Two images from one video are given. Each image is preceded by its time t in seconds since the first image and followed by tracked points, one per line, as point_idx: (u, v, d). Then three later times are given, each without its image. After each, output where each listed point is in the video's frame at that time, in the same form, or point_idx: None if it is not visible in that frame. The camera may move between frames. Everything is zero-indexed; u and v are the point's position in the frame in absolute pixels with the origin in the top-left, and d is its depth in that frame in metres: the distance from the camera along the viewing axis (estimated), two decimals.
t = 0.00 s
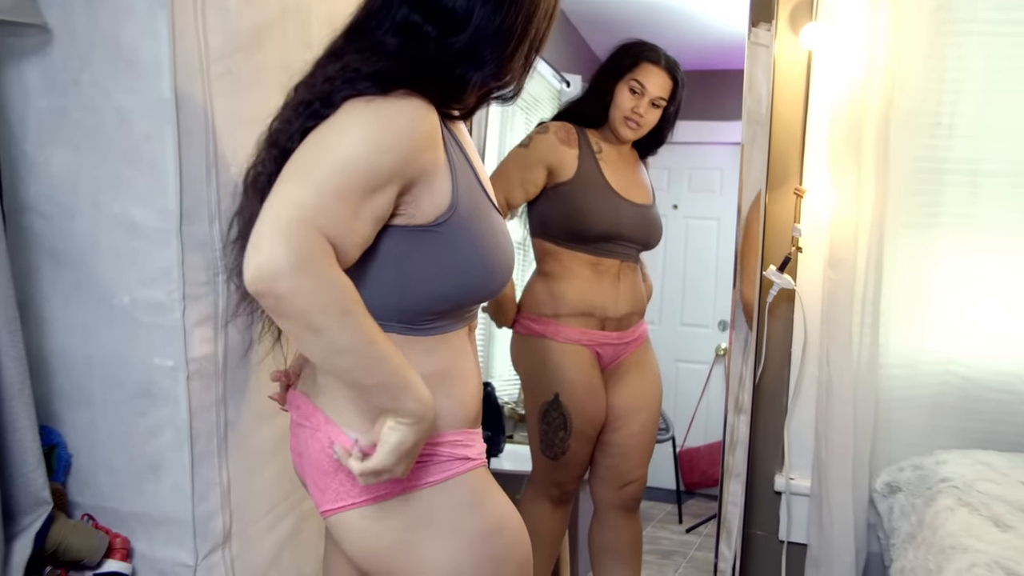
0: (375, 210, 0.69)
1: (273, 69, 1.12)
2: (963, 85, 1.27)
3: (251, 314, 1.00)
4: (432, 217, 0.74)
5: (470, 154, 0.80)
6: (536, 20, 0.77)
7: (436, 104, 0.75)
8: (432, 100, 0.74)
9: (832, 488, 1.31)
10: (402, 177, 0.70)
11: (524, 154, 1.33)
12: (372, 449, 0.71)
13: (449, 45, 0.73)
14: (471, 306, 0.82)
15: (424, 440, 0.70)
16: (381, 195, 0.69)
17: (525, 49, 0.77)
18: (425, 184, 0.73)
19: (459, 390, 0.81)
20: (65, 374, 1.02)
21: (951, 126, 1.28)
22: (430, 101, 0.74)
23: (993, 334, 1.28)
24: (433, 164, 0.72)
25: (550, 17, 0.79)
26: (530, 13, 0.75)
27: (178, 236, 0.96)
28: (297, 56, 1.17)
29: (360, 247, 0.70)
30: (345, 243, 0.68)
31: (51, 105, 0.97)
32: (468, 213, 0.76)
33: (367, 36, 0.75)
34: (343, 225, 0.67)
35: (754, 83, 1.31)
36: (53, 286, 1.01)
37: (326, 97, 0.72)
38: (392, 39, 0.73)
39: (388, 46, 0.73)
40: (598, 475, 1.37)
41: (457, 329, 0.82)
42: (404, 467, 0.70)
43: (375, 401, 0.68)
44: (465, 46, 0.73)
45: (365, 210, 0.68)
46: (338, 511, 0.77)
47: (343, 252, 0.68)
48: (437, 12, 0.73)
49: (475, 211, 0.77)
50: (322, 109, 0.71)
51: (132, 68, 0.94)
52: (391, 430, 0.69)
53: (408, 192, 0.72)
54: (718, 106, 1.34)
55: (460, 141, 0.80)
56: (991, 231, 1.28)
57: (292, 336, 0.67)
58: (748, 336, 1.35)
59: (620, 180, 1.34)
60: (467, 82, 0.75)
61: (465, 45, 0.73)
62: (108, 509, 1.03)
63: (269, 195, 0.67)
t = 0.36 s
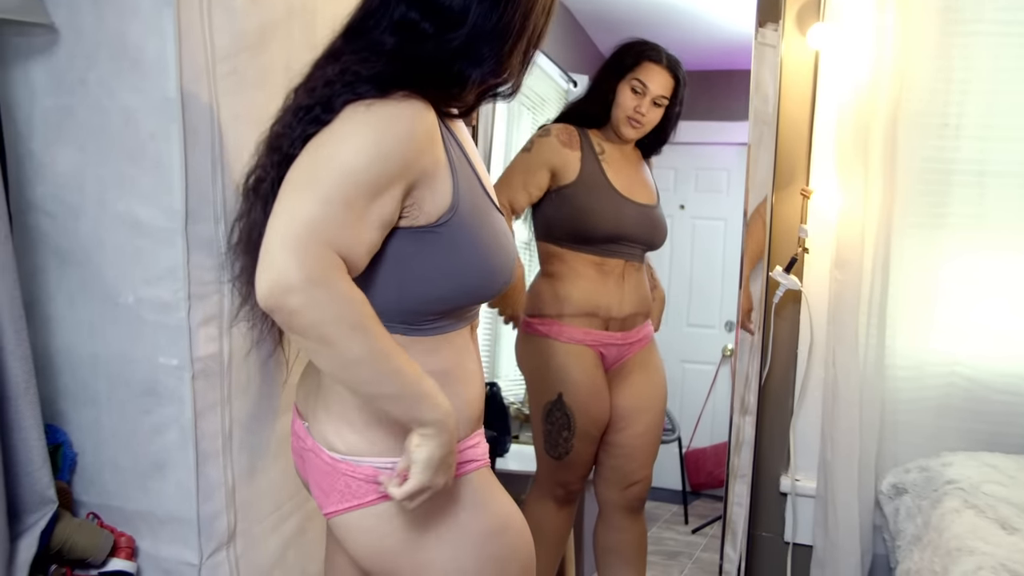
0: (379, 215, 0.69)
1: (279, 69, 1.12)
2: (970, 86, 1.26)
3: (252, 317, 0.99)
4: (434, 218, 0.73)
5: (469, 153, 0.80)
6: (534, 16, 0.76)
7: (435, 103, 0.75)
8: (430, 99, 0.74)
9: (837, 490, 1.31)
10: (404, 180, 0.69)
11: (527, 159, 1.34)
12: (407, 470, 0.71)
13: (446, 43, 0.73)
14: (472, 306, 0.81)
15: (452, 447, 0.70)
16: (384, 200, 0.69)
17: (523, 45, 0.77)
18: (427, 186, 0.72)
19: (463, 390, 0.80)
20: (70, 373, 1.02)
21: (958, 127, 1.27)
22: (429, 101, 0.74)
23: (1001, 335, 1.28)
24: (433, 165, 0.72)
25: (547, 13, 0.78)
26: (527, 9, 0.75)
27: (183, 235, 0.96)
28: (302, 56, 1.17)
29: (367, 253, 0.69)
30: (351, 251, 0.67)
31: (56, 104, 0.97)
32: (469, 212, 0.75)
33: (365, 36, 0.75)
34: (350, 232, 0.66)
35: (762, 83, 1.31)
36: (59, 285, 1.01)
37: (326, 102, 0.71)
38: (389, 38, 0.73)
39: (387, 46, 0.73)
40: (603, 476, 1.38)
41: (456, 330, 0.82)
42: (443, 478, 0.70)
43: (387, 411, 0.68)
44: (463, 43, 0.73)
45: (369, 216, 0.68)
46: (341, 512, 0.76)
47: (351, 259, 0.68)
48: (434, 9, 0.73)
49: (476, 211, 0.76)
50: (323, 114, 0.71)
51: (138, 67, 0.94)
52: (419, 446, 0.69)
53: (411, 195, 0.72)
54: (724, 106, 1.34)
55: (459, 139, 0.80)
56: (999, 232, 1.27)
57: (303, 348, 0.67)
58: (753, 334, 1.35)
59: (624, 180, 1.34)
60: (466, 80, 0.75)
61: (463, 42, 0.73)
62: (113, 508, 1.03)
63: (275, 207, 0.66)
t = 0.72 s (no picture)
0: (365, 209, 0.68)
1: (282, 66, 1.12)
2: (976, 84, 1.26)
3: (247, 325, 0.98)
4: (414, 203, 0.72)
5: (449, 138, 0.79)
6: None
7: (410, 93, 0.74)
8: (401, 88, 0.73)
9: (841, 488, 1.30)
10: (384, 170, 0.69)
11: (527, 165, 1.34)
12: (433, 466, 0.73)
13: (409, 31, 0.72)
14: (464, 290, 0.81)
15: (469, 433, 0.73)
16: (367, 192, 0.68)
17: (491, 28, 0.76)
18: (409, 175, 0.71)
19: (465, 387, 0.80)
20: (73, 369, 1.02)
21: (964, 124, 1.27)
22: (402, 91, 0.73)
23: (1006, 334, 1.27)
24: (413, 153, 0.71)
25: None
26: None
27: (185, 232, 0.96)
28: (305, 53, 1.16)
29: (360, 250, 0.69)
30: (342, 250, 0.67)
31: (59, 101, 0.97)
32: (451, 196, 0.74)
33: (332, 35, 0.75)
34: (337, 225, 0.66)
35: (766, 79, 1.31)
36: (61, 281, 1.01)
37: (298, 101, 0.71)
38: (356, 31, 0.73)
39: (352, 40, 0.73)
40: (604, 473, 1.37)
41: (450, 314, 0.82)
42: (467, 468, 0.73)
43: (401, 406, 0.69)
44: (427, 31, 0.72)
45: (356, 210, 0.67)
46: (337, 509, 0.76)
47: (347, 262, 0.69)
48: None
49: (458, 194, 0.75)
50: (296, 112, 0.71)
51: (140, 63, 0.94)
52: (437, 440, 0.71)
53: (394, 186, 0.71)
54: (727, 103, 1.33)
55: (438, 125, 0.78)
56: (1004, 230, 1.27)
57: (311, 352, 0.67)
58: (757, 328, 1.35)
59: (619, 175, 1.34)
60: (434, 69, 0.74)
61: (426, 28, 0.72)
62: (116, 504, 1.03)
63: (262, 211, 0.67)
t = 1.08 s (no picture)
0: (369, 209, 0.68)
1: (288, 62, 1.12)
2: (984, 78, 1.25)
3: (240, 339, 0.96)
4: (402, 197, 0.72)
5: (431, 129, 0.79)
6: None
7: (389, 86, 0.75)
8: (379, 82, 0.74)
9: (848, 485, 1.30)
10: (380, 168, 0.69)
11: (525, 169, 1.38)
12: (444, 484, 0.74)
13: (374, 22, 0.72)
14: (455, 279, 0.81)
15: (478, 450, 0.73)
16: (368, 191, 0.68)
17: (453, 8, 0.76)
18: (403, 171, 0.71)
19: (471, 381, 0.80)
20: (80, 365, 1.02)
21: (973, 120, 1.26)
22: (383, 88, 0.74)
23: (1016, 331, 1.26)
24: (405, 148, 0.71)
25: None
26: None
27: (191, 228, 0.96)
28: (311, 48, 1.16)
29: (368, 250, 0.69)
30: (354, 254, 0.67)
31: (66, 97, 0.97)
32: (442, 185, 0.75)
33: (299, 39, 0.74)
34: (346, 227, 0.66)
35: (775, 74, 1.30)
36: (69, 278, 1.01)
37: (283, 106, 0.70)
38: (320, 29, 0.73)
39: (321, 40, 0.72)
40: (606, 470, 1.37)
41: (439, 305, 0.81)
42: (478, 484, 0.73)
43: (411, 420, 0.69)
44: (390, 18, 0.72)
45: (360, 209, 0.67)
46: (339, 510, 0.76)
47: (360, 265, 0.69)
48: None
49: (448, 183, 0.75)
50: (283, 119, 0.70)
51: (146, 60, 0.94)
52: (448, 458, 0.72)
53: (391, 184, 0.71)
54: (735, 100, 1.31)
55: (420, 117, 0.78)
56: (1013, 227, 1.26)
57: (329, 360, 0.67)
58: (766, 324, 1.34)
59: (614, 168, 1.35)
60: (407, 57, 0.74)
61: (389, 16, 0.72)
62: (123, 499, 1.04)
63: (267, 222, 0.66)
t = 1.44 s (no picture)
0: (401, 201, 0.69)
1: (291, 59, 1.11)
2: (988, 76, 1.24)
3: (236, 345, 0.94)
4: (416, 192, 0.72)
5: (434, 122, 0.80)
6: None
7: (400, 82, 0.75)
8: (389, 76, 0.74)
9: (851, 484, 1.30)
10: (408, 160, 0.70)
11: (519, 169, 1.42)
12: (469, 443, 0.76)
13: (369, 19, 0.71)
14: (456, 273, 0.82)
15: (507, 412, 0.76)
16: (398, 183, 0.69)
17: (444, 2, 0.76)
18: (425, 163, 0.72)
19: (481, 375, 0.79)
20: (84, 362, 1.03)
21: (977, 117, 1.25)
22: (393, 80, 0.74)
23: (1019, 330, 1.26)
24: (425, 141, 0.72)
25: None
26: None
27: (194, 226, 0.96)
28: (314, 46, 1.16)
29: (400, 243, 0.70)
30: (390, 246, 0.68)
31: (70, 96, 0.98)
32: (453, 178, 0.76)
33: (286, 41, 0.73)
34: (382, 221, 0.66)
35: (779, 71, 1.30)
36: (72, 275, 1.01)
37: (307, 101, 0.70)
38: (310, 31, 0.72)
39: (315, 42, 0.72)
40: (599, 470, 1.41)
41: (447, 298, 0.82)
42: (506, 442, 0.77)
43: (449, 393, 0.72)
44: (385, 15, 0.72)
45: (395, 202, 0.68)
46: (349, 506, 0.75)
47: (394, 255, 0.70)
48: None
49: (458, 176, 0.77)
50: (309, 113, 0.69)
51: (150, 59, 0.94)
52: (479, 419, 0.75)
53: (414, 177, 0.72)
54: (739, 97, 1.30)
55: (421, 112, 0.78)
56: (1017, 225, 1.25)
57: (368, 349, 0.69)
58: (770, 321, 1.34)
59: (605, 167, 1.37)
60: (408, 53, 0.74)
61: (384, 13, 0.72)
62: (126, 496, 1.04)
63: (303, 215, 0.66)
